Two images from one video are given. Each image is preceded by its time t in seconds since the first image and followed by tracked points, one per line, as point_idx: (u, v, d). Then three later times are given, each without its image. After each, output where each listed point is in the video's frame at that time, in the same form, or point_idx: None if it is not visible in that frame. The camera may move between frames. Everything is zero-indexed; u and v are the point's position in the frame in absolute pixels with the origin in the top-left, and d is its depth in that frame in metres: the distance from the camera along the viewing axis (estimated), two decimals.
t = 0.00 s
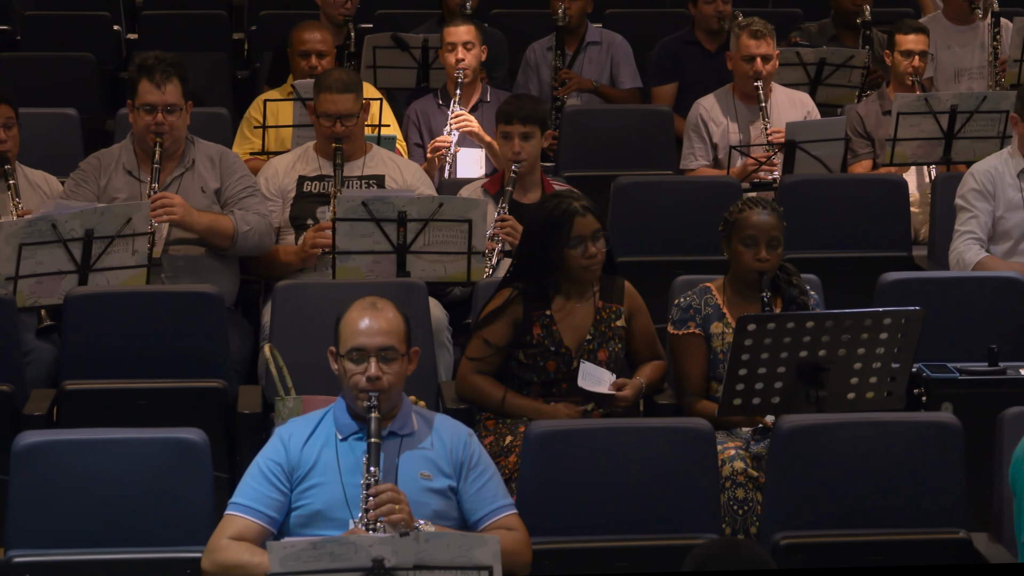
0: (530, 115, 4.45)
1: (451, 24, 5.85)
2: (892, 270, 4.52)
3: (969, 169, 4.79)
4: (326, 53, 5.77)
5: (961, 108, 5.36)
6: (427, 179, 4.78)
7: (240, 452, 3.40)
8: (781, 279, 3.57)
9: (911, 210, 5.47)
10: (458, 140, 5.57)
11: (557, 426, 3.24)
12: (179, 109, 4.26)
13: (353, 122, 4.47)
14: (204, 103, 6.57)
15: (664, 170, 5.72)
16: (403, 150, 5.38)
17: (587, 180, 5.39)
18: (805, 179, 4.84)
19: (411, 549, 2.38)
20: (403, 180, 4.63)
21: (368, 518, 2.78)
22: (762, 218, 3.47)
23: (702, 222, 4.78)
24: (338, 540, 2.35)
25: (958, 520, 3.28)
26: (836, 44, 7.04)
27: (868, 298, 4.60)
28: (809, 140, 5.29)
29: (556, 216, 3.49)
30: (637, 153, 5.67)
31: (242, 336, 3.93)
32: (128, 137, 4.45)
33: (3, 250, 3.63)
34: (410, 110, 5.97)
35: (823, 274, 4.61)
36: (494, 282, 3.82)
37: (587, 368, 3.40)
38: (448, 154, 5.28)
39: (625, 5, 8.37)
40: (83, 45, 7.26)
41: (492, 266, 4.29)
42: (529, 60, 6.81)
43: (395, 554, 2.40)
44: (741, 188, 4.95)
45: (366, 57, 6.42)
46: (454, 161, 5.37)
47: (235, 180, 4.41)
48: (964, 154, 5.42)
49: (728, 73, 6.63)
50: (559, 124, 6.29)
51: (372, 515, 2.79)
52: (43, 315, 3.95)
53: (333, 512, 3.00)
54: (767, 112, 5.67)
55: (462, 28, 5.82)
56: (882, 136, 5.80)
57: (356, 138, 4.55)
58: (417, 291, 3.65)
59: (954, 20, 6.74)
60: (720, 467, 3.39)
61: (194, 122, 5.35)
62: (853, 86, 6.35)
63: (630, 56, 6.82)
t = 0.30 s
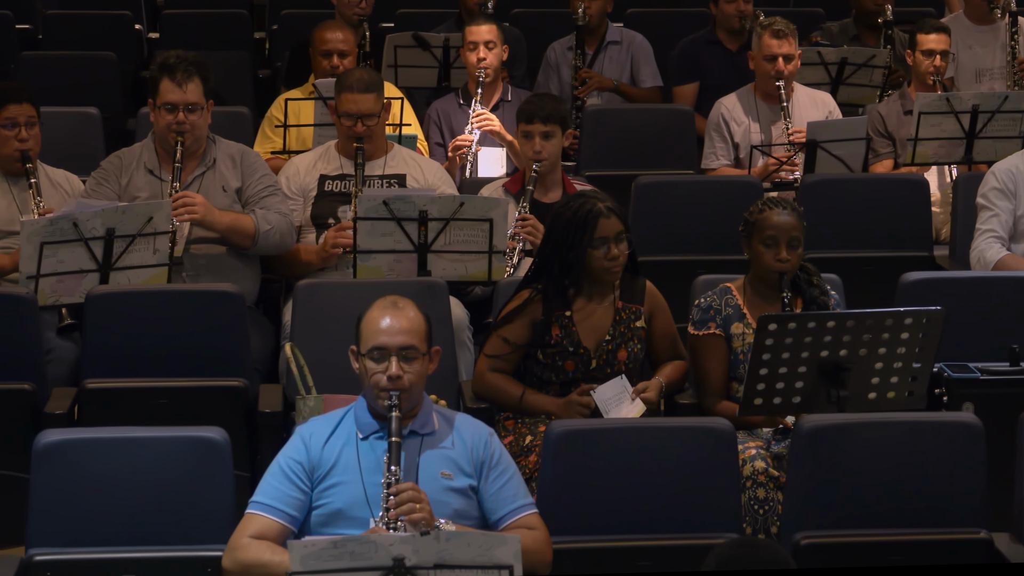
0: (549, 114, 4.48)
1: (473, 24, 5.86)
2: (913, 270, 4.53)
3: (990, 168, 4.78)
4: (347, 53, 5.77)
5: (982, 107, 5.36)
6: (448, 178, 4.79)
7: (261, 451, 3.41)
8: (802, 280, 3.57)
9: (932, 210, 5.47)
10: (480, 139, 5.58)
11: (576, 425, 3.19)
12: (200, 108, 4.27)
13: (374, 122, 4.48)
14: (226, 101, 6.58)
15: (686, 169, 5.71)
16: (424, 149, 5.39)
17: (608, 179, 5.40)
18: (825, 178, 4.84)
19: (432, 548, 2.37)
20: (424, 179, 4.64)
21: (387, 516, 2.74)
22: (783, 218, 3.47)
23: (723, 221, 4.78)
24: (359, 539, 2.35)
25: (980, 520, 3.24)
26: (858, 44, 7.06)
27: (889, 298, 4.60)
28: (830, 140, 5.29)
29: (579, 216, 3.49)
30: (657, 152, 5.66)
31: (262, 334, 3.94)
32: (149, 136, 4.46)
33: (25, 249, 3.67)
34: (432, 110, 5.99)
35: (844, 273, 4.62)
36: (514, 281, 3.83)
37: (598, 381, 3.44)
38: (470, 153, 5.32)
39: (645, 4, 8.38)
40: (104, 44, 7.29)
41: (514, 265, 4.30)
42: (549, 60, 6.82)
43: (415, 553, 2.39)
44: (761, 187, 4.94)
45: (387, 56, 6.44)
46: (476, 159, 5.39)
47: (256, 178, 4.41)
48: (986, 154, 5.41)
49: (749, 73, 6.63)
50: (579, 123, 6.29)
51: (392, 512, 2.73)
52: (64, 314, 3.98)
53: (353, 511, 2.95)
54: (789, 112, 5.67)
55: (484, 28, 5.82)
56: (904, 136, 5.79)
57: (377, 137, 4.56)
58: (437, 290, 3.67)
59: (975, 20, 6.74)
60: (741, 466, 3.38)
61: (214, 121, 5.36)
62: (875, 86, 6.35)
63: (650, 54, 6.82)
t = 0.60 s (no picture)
0: (572, 114, 4.49)
1: (495, 23, 5.86)
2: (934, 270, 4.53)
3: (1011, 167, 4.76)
4: (369, 52, 5.77)
5: (1004, 107, 5.35)
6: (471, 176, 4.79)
7: (281, 449, 3.42)
8: (823, 280, 3.57)
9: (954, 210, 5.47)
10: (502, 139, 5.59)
11: (598, 426, 3.19)
12: (222, 107, 4.28)
13: (395, 121, 4.49)
14: (246, 100, 6.59)
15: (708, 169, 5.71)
16: (445, 148, 5.40)
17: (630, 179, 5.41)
18: (848, 177, 4.85)
19: (453, 547, 2.37)
20: (446, 177, 4.65)
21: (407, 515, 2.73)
22: (803, 216, 3.49)
23: (744, 221, 4.78)
24: (381, 538, 2.35)
25: (1002, 521, 3.22)
26: (880, 43, 7.07)
27: (909, 297, 4.60)
28: (851, 139, 5.28)
29: (602, 216, 3.49)
30: (680, 152, 5.67)
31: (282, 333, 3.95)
32: (171, 135, 4.47)
33: (47, 246, 3.68)
34: (454, 109, 5.98)
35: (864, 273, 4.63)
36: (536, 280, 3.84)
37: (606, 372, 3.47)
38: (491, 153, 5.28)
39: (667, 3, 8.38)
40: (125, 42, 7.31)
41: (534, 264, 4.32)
42: (570, 60, 6.82)
43: (437, 552, 2.39)
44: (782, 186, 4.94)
45: (409, 54, 6.42)
46: (498, 160, 5.40)
47: (278, 177, 4.42)
48: (1008, 153, 5.40)
49: (771, 72, 6.62)
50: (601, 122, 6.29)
51: (412, 511, 2.72)
52: (87, 312, 4.01)
53: (374, 510, 2.94)
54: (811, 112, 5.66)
55: (506, 28, 5.81)
56: (926, 136, 5.78)
57: (398, 136, 4.59)
58: (459, 290, 3.68)
59: (997, 19, 6.74)
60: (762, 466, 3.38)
61: (235, 120, 5.37)
62: (897, 86, 6.35)
63: (671, 54, 6.81)
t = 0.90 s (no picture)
0: (593, 113, 4.44)
1: (517, 22, 5.86)
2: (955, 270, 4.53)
3: None
4: (390, 51, 5.77)
5: None
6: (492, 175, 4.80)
7: (303, 448, 3.43)
8: (844, 279, 3.58)
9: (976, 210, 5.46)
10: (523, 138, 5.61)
11: (617, 424, 3.12)
12: (244, 106, 4.30)
13: (417, 121, 4.51)
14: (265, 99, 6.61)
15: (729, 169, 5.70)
16: (467, 147, 5.41)
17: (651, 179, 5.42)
18: (870, 177, 4.85)
19: (474, 546, 2.36)
20: (468, 174, 4.66)
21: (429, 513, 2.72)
22: (825, 213, 3.50)
23: (766, 220, 4.78)
24: (402, 537, 2.34)
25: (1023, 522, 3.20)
26: (902, 43, 7.08)
27: (930, 297, 4.60)
28: (873, 139, 5.29)
29: (625, 216, 3.49)
30: (702, 151, 5.66)
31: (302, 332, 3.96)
32: (192, 134, 4.47)
33: (69, 246, 3.68)
34: (476, 109, 5.98)
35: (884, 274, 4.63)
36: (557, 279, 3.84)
37: (626, 370, 3.47)
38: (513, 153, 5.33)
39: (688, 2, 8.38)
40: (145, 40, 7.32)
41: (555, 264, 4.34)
42: (592, 59, 6.81)
43: (458, 551, 2.38)
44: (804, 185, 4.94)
45: (430, 54, 6.45)
46: (520, 159, 5.41)
47: (300, 176, 4.42)
48: None
49: (793, 72, 6.62)
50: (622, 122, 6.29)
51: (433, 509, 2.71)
52: (107, 311, 4.02)
53: (395, 509, 2.92)
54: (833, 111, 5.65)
55: (528, 27, 5.81)
56: (947, 135, 5.78)
57: (420, 134, 4.60)
58: (480, 289, 3.70)
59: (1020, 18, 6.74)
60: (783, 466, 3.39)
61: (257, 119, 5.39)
62: (919, 85, 6.34)
63: (693, 53, 6.81)
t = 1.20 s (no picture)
0: (613, 112, 4.47)
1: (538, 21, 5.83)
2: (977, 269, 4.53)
3: None
4: (411, 50, 5.77)
5: None
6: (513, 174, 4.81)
7: (325, 447, 3.44)
8: (865, 278, 3.59)
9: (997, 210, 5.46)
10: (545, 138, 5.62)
11: (641, 424, 3.12)
12: (265, 105, 4.30)
13: (439, 120, 4.52)
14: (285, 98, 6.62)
15: (750, 168, 5.71)
16: (488, 146, 5.42)
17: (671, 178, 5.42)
18: (892, 176, 4.85)
19: (495, 545, 2.36)
20: (489, 174, 4.67)
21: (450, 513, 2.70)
22: (846, 211, 3.52)
23: (786, 219, 4.78)
24: (423, 536, 2.34)
25: None
26: (924, 42, 7.08)
27: (950, 297, 4.59)
28: (893, 139, 5.29)
29: (646, 216, 3.49)
30: (723, 151, 5.66)
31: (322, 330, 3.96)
32: (213, 133, 4.48)
33: (90, 244, 3.69)
34: (497, 108, 5.99)
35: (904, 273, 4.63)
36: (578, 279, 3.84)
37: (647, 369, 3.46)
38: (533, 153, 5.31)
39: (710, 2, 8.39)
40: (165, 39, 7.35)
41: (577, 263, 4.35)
42: (615, 57, 6.83)
43: (478, 549, 2.38)
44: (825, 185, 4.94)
45: (451, 53, 6.47)
46: (541, 159, 5.42)
47: (320, 175, 4.43)
48: None
49: (815, 71, 6.61)
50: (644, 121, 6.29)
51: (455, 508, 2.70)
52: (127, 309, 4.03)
53: (416, 508, 2.91)
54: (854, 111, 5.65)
55: (549, 26, 5.78)
56: (968, 135, 5.78)
57: (441, 134, 4.61)
58: (501, 288, 3.72)
59: None
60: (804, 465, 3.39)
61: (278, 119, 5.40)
62: (940, 85, 6.35)
63: (715, 53, 6.80)
